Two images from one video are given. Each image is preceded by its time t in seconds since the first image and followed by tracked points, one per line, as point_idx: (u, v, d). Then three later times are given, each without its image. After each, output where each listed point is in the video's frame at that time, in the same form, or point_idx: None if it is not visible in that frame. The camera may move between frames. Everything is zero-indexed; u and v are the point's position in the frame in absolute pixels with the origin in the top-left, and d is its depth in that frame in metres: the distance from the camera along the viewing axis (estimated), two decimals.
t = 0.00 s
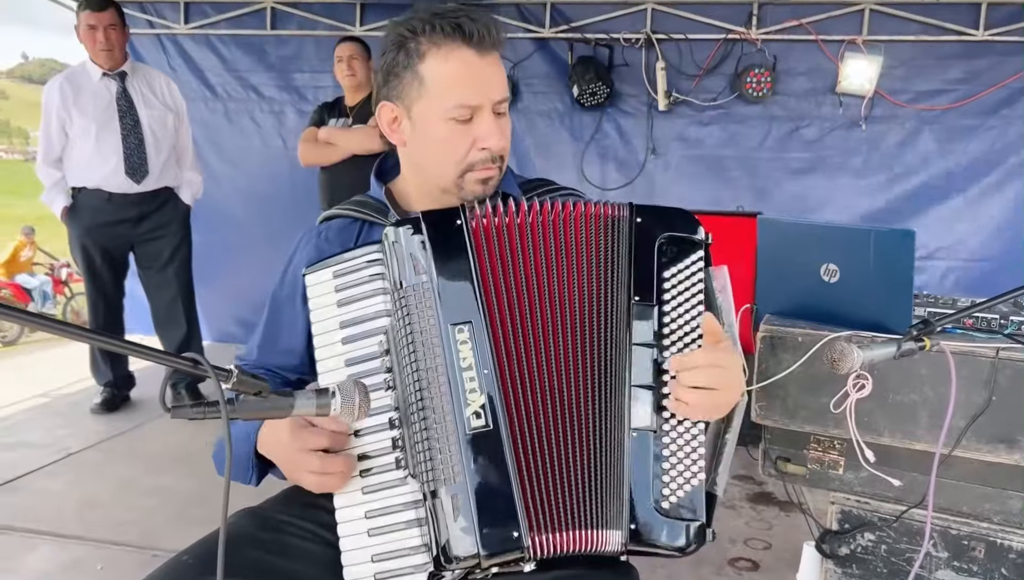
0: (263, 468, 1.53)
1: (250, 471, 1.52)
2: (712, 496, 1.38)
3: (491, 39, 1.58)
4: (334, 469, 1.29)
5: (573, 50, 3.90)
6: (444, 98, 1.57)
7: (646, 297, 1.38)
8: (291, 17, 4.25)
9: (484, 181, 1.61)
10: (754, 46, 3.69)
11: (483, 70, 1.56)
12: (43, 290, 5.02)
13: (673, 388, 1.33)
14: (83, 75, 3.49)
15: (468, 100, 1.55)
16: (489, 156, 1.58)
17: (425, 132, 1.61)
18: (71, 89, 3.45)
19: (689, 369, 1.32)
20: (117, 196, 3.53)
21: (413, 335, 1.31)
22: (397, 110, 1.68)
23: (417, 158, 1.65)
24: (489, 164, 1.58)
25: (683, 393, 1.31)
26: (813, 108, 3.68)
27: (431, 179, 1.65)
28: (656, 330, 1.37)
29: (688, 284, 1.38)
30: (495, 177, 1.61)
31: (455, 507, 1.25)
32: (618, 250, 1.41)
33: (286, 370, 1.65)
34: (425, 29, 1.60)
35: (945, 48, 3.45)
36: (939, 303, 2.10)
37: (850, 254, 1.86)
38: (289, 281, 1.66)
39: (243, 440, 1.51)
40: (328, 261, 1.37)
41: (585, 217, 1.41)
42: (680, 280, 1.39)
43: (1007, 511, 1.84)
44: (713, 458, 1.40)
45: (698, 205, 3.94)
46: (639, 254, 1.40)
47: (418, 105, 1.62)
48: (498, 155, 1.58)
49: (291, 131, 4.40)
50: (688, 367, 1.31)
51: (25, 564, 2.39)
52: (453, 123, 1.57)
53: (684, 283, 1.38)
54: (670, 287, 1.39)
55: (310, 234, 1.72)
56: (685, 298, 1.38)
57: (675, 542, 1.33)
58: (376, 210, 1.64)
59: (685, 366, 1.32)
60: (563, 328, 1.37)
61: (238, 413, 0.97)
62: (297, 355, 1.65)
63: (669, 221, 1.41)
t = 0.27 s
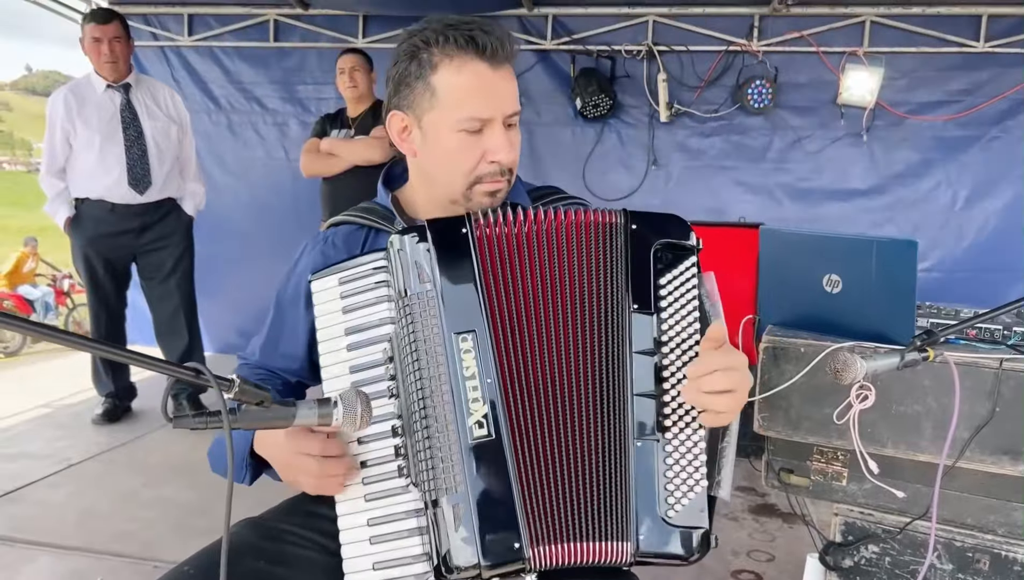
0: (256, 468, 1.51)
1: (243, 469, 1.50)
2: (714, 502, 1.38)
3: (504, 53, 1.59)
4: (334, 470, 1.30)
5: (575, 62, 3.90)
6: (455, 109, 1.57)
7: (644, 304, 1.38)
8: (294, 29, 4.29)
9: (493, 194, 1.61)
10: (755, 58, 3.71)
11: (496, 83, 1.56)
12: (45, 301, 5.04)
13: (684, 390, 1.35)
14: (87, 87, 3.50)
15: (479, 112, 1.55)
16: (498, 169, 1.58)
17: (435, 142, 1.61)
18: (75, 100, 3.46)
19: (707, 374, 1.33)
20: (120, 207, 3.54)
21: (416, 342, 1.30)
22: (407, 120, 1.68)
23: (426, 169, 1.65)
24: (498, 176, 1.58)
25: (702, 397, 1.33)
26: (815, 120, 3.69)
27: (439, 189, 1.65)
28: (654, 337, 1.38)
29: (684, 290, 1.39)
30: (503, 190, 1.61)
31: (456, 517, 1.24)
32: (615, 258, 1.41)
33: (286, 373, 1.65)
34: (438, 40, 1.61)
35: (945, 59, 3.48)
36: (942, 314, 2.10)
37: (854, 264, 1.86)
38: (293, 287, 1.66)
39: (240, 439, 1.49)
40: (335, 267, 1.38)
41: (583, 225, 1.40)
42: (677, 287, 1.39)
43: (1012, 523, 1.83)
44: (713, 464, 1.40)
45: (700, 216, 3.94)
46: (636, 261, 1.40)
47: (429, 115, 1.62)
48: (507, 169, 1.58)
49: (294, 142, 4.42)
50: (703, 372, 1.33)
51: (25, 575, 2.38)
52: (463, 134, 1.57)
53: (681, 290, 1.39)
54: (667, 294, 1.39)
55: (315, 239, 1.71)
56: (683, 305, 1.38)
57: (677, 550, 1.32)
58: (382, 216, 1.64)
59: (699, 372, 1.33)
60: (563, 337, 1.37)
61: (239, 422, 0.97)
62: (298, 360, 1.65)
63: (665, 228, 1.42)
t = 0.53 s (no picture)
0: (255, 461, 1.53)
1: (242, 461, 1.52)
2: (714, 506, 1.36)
3: (508, 56, 1.59)
4: (334, 471, 1.32)
5: (578, 67, 3.90)
6: (458, 113, 1.58)
7: (637, 309, 1.38)
8: (298, 35, 4.32)
9: (498, 196, 1.62)
10: (758, 63, 3.71)
11: (499, 86, 1.57)
12: (49, 306, 5.06)
13: (669, 401, 1.33)
14: (93, 92, 3.52)
15: (482, 116, 1.56)
16: (502, 172, 1.59)
17: (439, 145, 1.62)
18: (81, 106, 3.47)
19: (689, 383, 1.31)
20: (124, 212, 3.55)
21: (426, 348, 1.31)
22: (413, 123, 1.70)
23: (432, 171, 1.67)
24: (502, 179, 1.59)
25: (681, 405, 1.31)
26: (818, 125, 3.70)
27: (445, 192, 1.67)
28: (648, 342, 1.37)
29: (679, 293, 1.38)
30: (508, 193, 1.62)
31: (466, 522, 1.25)
32: (605, 263, 1.41)
33: (287, 372, 1.66)
34: (443, 44, 1.62)
35: (948, 65, 3.50)
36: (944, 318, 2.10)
37: (855, 268, 1.87)
38: (299, 290, 1.67)
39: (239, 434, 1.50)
40: (342, 271, 1.38)
41: (576, 232, 1.41)
42: (672, 290, 1.39)
43: (1016, 528, 1.82)
44: (713, 469, 1.38)
45: (703, 221, 3.93)
46: (629, 266, 1.40)
47: (433, 119, 1.63)
48: (511, 172, 1.59)
49: (298, 147, 4.44)
50: (686, 381, 1.31)
51: None
52: (466, 138, 1.58)
53: (676, 293, 1.38)
54: (661, 298, 1.39)
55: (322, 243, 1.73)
56: (678, 309, 1.38)
57: (677, 555, 1.31)
58: (388, 221, 1.66)
59: (683, 379, 1.31)
60: (560, 343, 1.37)
61: (246, 426, 0.98)
62: (299, 360, 1.66)
63: (657, 231, 1.42)
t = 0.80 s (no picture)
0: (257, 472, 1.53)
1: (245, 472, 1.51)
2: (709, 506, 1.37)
3: (505, 60, 1.60)
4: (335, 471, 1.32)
5: (578, 70, 3.92)
6: (454, 115, 1.59)
7: (627, 311, 1.38)
8: (300, 38, 4.34)
9: (492, 200, 1.62)
10: (758, 67, 3.72)
11: (495, 90, 1.57)
12: (50, 309, 5.05)
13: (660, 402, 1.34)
14: (96, 95, 3.53)
15: (477, 119, 1.57)
16: (496, 175, 1.59)
17: (435, 147, 1.63)
18: (84, 109, 3.49)
19: (676, 382, 1.32)
20: (127, 215, 3.56)
21: (426, 350, 1.32)
22: (411, 125, 1.71)
23: (428, 173, 1.68)
24: (496, 182, 1.60)
25: (671, 406, 1.31)
26: (819, 128, 3.71)
27: (441, 194, 1.67)
28: (638, 345, 1.37)
29: (669, 294, 1.39)
30: (503, 197, 1.62)
31: (465, 524, 1.25)
32: (591, 264, 1.41)
33: (291, 377, 1.67)
34: (440, 47, 1.63)
35: (948, 68, 3.50)
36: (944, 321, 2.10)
37: (855, 271, 1.88)
38: (302, 293, 1.68)
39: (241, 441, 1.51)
40: (344, 274, 1.40)
41: (566, 234, 1.41)
42: (661, 292, 1.39)
43: (1017, 531, 1.82)
44: (708, 470, 1.38)
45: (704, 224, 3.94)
46: (617, 268, 1.40)
47: (429, 121, 1.64)
48: (505, 176, 1.59)
49: (300, 151, 4.46)
50: (673, 379, 1.32)
51: None
52: (461, 140, 1.59)
53: (665, 294, 1.39)
54: (650, 300, 1.39)
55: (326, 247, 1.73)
56: (667, 312, 1.38)
57: (671, 557, 1.31)
58: (391, 225, 1.66)
59: (671, 378, 1.32)
60: (552, 346, 1.37)
61: (249, 429, 0.99)
62: (304, 364, 1.66)
63: (645, 233, 1.42)
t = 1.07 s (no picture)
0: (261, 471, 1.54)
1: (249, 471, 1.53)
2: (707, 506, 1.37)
3: (475, 63, 1.56)
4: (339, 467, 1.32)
5: (579, 71, 3.92)
6: (426, 119, 1.58)
7: (623, 313, 1.39)
8: (302, 40, 4.35)
9: (464, 204, 1.62)
10: (759, 68, 3.72)
11: (463, 94, 1.55)
12: (51, 310, 5.05)
13: (656, 402, 1.34)
14: (98, 97, 3.54)
15: (445, 123, 1.56)
16: (463, 180, 1.59)
17: (412, 149, 1.64)
18: (86, 110, 3.49)
19: (671, 383, 1.33)
20: (129, 216, 3.57)
21: (432, 351, 1.31)
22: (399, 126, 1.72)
23: (410, 173, 1.69)
24: (464, 187, 1.59)
25: (667, 407, 1.32)
26: (819, 130, 3.71)
27: (421, 195, 1.69)
28: (635, 346, 1.38)
29: (665, 296, 1.39)
30: (473, 200, 1.62)
31: (471, 526, 1.26)
32: (587, 266, 1.41)
33: (295, 381, 1.67)
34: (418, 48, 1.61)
35: (949, 70, 3.51)
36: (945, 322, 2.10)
37: (855, 273, 1.88)
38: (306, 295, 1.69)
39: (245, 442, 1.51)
40: (348, 276, 1.40)
41: (565, 235, 1.41)
42: (658, 294, 1.40)
43: (1017, 532, 1.82)
44: (706, 471, 1.39)
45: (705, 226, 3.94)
46: (613, 270, 1.41)
47: (408, 122, 1.65)
48: (473, 180, 1.58)
49: (301, 152, 4.46)
50: (670, 380, 1.32)
51: None
52: (432, 143, 1.59)
53: (663, 296, 1.39)
54: (648, 302, 1.40)
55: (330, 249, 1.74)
56: (665, 314, 1.39)
57: (671, 558, 1.31)
58: (395, 227, 1.67)
59: (667, 379, 1.33)
60: (552, 348, 1.37)
61: (251, 430, 0.99)
62: (308, 366, 1.67)
63: (640, 235, 1.42)
